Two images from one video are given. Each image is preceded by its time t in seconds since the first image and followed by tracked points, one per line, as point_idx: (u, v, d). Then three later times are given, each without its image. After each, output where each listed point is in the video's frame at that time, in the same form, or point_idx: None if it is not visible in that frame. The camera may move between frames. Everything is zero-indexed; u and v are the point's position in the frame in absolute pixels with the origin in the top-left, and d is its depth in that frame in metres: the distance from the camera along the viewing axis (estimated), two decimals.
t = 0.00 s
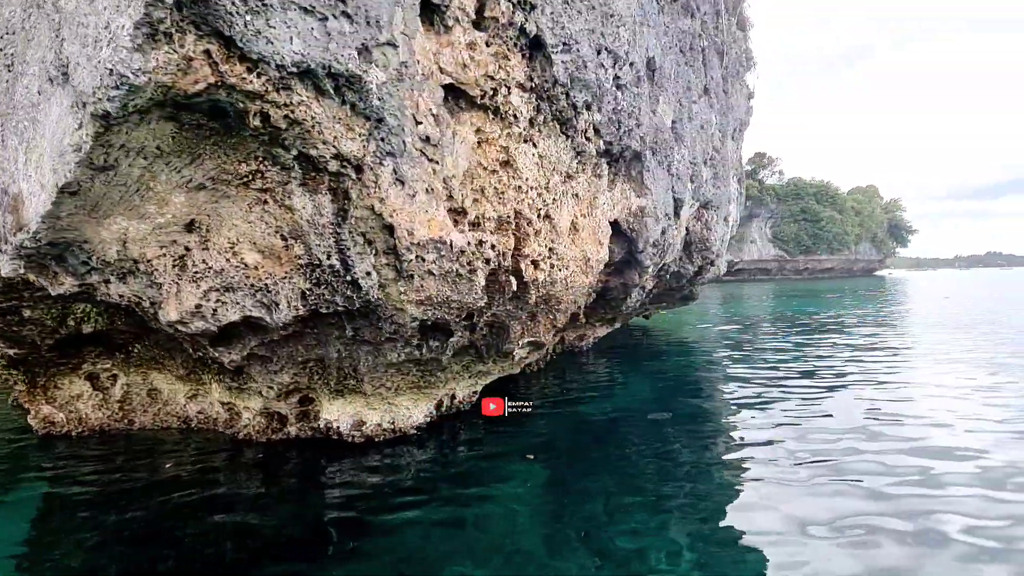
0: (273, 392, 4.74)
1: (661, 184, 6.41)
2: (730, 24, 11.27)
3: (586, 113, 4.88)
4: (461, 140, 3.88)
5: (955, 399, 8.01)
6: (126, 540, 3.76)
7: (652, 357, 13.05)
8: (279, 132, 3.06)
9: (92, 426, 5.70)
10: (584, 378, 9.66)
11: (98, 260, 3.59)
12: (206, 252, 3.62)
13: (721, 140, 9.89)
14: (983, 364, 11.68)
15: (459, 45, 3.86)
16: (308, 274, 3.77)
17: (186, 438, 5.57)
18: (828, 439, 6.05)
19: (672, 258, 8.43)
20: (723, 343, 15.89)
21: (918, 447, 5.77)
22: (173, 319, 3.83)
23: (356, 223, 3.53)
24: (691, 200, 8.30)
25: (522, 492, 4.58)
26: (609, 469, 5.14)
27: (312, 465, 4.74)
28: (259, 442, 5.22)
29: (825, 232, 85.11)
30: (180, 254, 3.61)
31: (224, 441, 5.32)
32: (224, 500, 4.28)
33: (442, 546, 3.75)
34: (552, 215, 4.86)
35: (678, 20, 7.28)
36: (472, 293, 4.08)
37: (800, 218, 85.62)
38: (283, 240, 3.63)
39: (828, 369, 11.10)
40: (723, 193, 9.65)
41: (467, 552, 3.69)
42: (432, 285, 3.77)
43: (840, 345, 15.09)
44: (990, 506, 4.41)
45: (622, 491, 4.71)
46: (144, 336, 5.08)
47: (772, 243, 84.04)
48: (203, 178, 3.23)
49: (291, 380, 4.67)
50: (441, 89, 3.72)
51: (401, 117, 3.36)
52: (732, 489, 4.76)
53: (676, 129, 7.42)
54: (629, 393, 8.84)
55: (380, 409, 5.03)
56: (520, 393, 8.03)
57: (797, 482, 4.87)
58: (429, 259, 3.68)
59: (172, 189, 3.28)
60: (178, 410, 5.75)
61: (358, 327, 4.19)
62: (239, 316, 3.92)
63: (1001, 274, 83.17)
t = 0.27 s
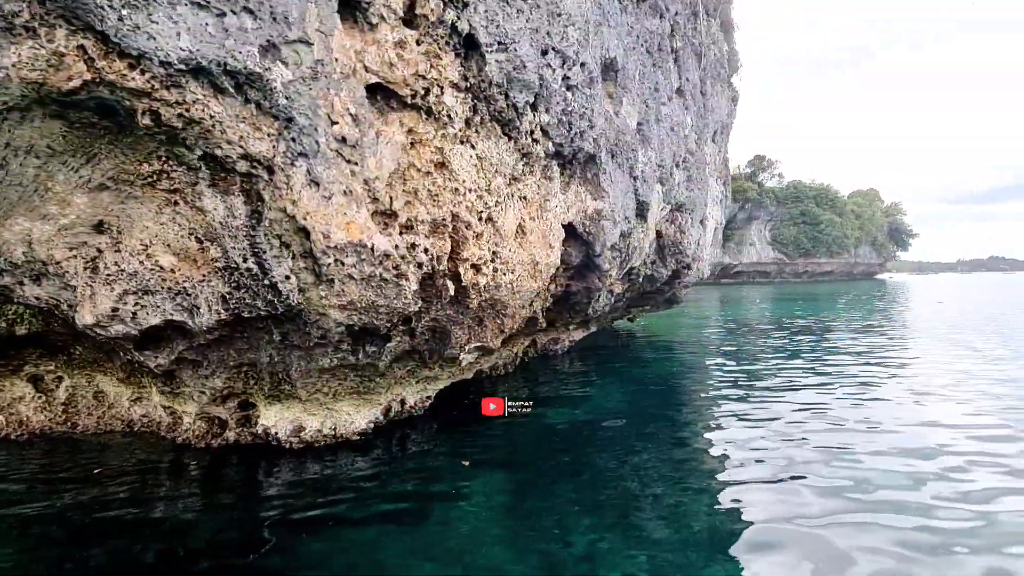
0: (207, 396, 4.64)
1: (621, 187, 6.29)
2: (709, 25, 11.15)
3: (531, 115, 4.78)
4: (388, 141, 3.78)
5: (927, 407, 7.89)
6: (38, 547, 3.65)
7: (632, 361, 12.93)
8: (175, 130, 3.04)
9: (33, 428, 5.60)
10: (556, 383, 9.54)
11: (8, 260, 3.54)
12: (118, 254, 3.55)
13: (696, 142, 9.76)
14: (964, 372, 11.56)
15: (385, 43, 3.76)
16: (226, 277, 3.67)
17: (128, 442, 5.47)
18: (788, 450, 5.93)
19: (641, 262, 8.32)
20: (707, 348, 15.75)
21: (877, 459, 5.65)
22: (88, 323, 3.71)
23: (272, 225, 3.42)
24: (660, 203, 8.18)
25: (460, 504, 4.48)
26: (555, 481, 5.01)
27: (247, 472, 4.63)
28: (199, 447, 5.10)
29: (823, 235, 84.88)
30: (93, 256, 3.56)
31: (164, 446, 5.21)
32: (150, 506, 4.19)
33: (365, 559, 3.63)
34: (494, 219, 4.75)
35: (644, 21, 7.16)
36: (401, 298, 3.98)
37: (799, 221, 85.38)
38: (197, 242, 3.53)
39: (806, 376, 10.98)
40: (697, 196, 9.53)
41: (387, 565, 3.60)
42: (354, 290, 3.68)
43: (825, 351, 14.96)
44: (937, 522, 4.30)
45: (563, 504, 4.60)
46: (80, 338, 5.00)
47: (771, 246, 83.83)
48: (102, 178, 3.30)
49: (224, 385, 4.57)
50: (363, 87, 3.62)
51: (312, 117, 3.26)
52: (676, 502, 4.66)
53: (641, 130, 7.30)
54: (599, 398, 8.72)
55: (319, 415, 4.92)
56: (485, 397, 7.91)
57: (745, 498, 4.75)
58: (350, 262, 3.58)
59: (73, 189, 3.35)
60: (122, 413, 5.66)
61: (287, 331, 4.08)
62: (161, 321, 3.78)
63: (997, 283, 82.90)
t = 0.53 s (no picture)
0: (136, 397, 4.55)
1: (579, 189, 6.16)
2: (689, 27, 11.01)
3: (473, 113, 4.66)
4: (309, 137, 3.67)
5: (898, 414, 7.75)
6: None
7: (611, 366, 12.79)
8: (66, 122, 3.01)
9: None
10: (527, 387, 9.40)
11: None
12: (24, 250, 3.49)
13: (672, 144, 9.63)
14: (946, 380, 11.40)
15: (307, 36, 3.67)
16: (139, 276, 3.56)
17: (66, 443, 5.37)
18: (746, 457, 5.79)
19: (610, 266, 8.18)
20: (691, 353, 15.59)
21: (834, 467, 5.52)
22: None
23: (180, 222, 3.32)
24: (629, 206, 8.05)
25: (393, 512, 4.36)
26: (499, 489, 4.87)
27: (177, 474, 4.51)
28: (134, 449, 4.98)
29: (823, 240, 84.59)
30: None
31: (99, 447, 5.10)
32: (69, 507, 4.09)
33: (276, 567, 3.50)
34: (433, 219, 4.63)
35: (610, 20, 7.05)
36: (325, 298, 3.86)
37: (799, 226, 85.10)
38: (107, 239, 3.46)
39: (784, 384, 10.83)
40: (671, 199, 9.40)
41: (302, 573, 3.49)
42: (270, 289, 3.57)
43: (809, 358, 14.80)
44: (879, 532, 4.18)
45: (502, 512, 4.47)
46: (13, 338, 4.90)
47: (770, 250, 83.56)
48: None
49: (153, 387, 4.46)
50: (282, 81, 3.52)
51: (217, 111, 3.19)
52: (619, 509, 4.52)
53: (607, 131, 7.17)
54: (567, 402, 8.58)
55: (255, 417, 4.81)
56: (448, 400, 7.77)
57: (690, 505, 4.61)
58: (264, 260, 3.47)
59: None
60: (63, 414, 5.56)
61: (210, 331, 3.96)
62: (75, 320, 3.69)
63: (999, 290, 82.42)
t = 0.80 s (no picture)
0: (62, 392, 4.44)
1: (536, 186, 6.02)
2: (671, 25, 10.84)
3: (414, 106, 4.53)
4: (225, 128, 3.56)
5: (863, 433, 7.66)
6: None
7: (588, 368, 12.69)
8: None
9: None
10: (495, 389, 9.29)
11: None
12: None
13: (646, 146, 9.49)
14: (922, 392, 11.31)
15: (225, 23, 3.56)
16: (47, 269, 3.47)
17: None
18: (696, 479, 5.71)
19: (576, 267, 8.06)
20: (673, 356, 15.47)
21: (783, 492, 5.44)
22: None
23: (84, 215, 3.27)
24: (596, 208, 7.93)
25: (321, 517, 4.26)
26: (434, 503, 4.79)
27: (101, 474, 4.40)
28: (65, 446, 4.85)
29: (822, 243, 84.38)
30: None
31: (30, 444, 4.98)
32: None
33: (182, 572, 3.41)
34: (371, 217, 4.51)
35: (575, 16, 6.89)
36: (245, 296, 3.78)
37: (798, 229, 84.85)
38: (10, 231, 3.38)
39: (757, 392, 10.73)
40: (645, 200, 9.26)
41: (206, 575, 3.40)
42: (182, 285, 3.51)
43: (790, 365, 14.70)
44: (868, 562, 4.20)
45: (433, 524, 4.38)
46: None
47: (768, 253, 83.34)
48: None
49: (79, 383, 4.35)
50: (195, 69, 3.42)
51: (117, 99, 3.15)
52: (552, 531, 4.45)
53: (571, 129, 7.03)
54: (532, 409, 8.48)
55: (188, 416, 4.71)
56: (408, 403, 7.67)
57: (627, 531, 4.54)
58: (173, 255, 3.41)
59: None
60: None
61: (129, 327, 3.87)
62: None
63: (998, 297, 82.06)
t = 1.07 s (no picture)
0: None
1: (486, 182, 5.88)
2: (647, 23, 10.71)
3: (346, 97, 4.40)
4: (131, 116, 3.51)
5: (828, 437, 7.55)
6: None
7: (564, 371, 12.55)
8: None
9: None
10: (461, 390, 9.15)
11: None
12: None
13: (617, 144, 9.36)
14: (899, 397, 11.22)
15: (130, 6, 3.42)
16: None
17: None
18: (647, 487, 5.59)
19: (540, 266, 7.94)
20: (653, 359, 15.36)
21: (733, 499, 5.31)
22: None
23: None
24: (561, 206, 7.80)
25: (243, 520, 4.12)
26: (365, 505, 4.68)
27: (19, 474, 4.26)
28: None
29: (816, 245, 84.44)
30: None
31: None
32: None
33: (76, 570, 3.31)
34: (303, 210, 4.35)
35: (535, 10, 6.78)
36: (156, 295, 3.80)
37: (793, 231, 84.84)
38: None
39: (731, 397, 10.62)
40: (614, 200, 9.14)
41: (96, 569, 3.35)
42: (77, 280, 3.56)
43: (771, 369, 14.60)
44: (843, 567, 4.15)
45: (360, 527, 4.25)
46: None
47: (763, 255, 83.38)
48: None
49: None
50: (95, 54, 3.40)
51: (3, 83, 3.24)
52: (485, 538, 4.32)
53: (530, 124, 6.89)
54: (496, 411, 8.35)
55: (113, 414, 4.58)
56: (367, 405, 7.54)
57: (562, 538, 4.41)
58: (66, 246, 3.46)
59: None
60: None
61: (34, 321, 3.83)
62: None
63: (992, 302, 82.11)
